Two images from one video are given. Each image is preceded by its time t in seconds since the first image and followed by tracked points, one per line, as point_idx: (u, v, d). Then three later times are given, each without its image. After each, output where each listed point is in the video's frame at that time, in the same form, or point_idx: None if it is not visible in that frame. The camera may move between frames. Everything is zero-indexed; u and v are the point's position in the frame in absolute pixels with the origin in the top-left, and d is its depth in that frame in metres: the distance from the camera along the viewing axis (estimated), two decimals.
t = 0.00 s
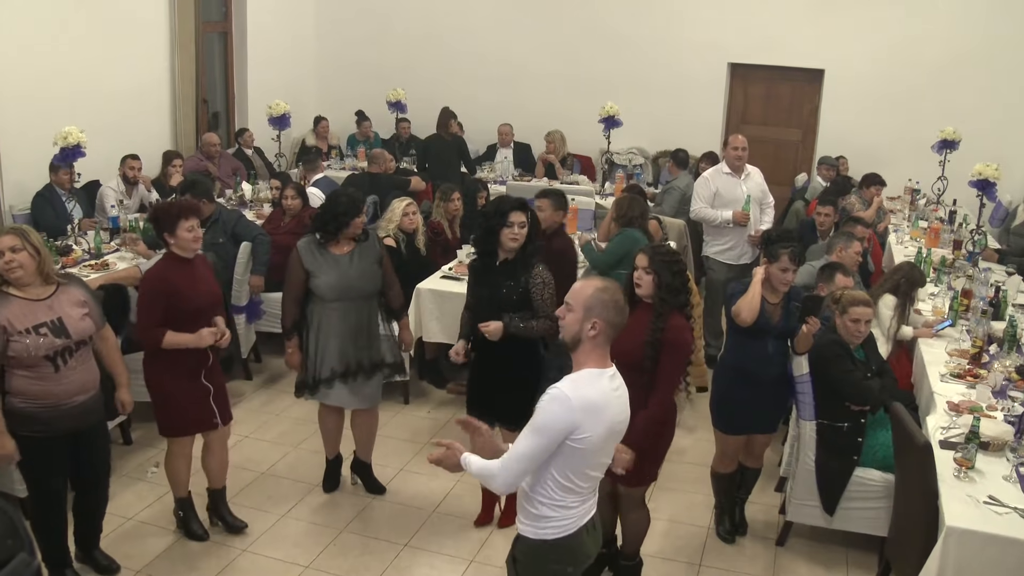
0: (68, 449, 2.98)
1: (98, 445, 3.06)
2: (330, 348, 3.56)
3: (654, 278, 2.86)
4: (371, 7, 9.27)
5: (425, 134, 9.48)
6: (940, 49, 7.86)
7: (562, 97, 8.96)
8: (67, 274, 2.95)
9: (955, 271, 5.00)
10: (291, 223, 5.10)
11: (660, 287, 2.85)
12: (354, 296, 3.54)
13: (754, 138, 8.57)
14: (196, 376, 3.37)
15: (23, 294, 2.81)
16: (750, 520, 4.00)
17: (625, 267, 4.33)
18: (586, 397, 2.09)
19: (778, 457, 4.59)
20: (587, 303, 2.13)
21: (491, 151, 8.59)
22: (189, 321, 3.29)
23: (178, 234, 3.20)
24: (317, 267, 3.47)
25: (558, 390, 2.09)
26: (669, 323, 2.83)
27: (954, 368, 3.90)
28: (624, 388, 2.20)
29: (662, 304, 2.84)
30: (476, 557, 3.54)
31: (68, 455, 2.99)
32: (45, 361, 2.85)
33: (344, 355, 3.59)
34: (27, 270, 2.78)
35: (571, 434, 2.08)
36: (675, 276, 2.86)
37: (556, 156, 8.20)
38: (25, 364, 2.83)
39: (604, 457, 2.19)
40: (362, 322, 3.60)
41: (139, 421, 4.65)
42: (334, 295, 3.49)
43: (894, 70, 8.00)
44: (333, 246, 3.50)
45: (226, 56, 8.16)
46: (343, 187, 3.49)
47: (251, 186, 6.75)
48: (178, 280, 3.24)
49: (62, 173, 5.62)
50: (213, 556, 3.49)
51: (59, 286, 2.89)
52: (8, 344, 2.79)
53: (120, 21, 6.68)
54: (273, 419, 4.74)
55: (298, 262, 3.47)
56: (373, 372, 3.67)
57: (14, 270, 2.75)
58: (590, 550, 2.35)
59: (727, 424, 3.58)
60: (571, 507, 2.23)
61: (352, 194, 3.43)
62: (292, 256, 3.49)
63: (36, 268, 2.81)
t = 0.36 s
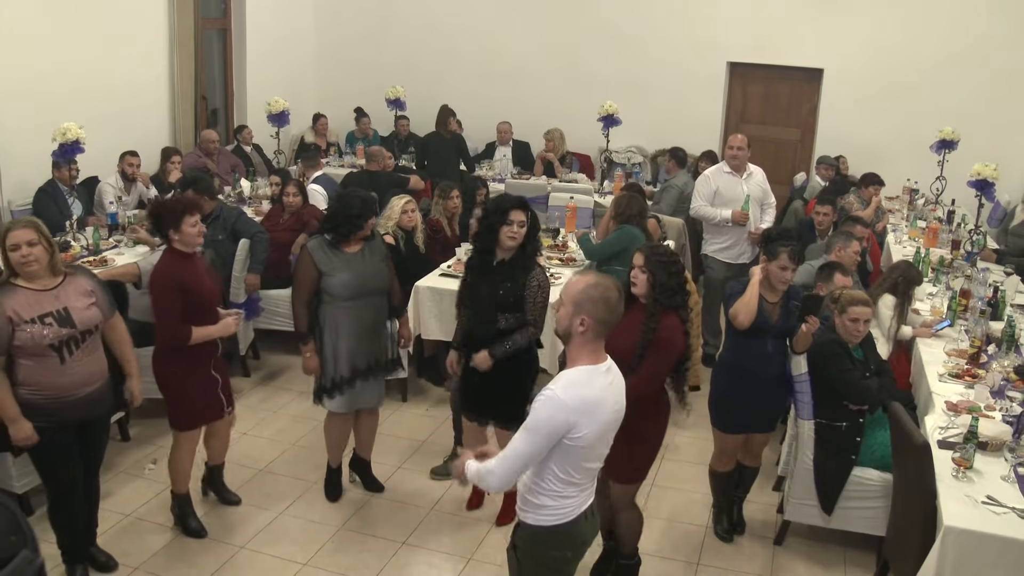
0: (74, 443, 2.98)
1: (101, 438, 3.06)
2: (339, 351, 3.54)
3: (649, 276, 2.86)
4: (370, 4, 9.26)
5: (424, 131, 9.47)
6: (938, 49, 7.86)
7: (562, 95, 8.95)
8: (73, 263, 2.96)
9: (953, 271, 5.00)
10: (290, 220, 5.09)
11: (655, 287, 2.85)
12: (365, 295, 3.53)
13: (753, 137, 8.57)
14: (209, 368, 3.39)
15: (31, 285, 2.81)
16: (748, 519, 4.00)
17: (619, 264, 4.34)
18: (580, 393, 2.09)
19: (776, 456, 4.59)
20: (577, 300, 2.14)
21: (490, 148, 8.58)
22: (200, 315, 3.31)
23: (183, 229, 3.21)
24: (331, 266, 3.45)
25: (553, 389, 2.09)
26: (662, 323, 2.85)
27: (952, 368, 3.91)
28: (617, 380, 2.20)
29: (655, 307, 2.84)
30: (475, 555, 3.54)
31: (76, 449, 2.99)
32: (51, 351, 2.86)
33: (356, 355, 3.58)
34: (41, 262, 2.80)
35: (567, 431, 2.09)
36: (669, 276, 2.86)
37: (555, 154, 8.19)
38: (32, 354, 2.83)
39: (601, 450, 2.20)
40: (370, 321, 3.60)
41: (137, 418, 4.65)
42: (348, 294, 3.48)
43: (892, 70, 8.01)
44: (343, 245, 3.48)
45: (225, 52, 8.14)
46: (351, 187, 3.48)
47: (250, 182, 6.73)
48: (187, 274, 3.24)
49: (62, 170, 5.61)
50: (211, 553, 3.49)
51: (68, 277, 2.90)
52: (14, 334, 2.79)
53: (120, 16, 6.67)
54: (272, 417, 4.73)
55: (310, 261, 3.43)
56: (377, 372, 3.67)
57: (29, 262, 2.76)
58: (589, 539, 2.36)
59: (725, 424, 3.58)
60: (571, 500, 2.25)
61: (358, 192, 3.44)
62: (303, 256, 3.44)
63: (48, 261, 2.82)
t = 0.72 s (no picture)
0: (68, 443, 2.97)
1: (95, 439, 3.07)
2: (336, 356, 3.53)
3: (645, 275, 2.84)
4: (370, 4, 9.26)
5: (424, 131, 9.46)
6: (938, 50, 7.87)
7: (561, 95, 8.95)
8: (69, 263, 2.97)
9: (952, 271, 5.00)
10: (290, 219, 5.09)
11: (651, 284, 2.84)
12: (363, 297, 3.54)
13: (752, 137, 8.56)
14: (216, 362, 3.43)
15: (29, 282, 2.83)
16: (747, 519, 4.00)
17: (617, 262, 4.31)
18: (597, 387, 2.16)
19: (775, 456, 4.59)
20: (563, 305, 2.19)
21: (490, 148, 8.58)
22: (205, 311, 3.34)
23: (188, 226, 3.23)
24: (329, 269, 3.46)
25: (573, 396, 2.13)
26: (660, 321, 2.84)
27: (951, 368, 3.91)
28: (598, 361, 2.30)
29: (652, 303, 2.84)
30: (474, 554, 3.54)
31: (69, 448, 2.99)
32: (48, 347, 2.85)
33: (356, 358, 3.57)
34: (46, 260, 2.82)
35: (604, 427, 2.16)
36: (665, 275, 2.85)
37: (555, 154, 8.19)
38: (29, 351, 2.83)
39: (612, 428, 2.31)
40: (368, 323, 3.60)
41: (136, 417, 4.64)
42: (346, 297, 3.48)
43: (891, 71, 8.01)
44: (340, 248, 3.48)
45: (225, 52, 8.14)
46: (344, 189, 3.48)
47: (249, 181, 6.72)
48: (188, 271, 3.27)
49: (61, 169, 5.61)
50: (211, 552, 3.49)
51: (67, 276, 2.92)
52: (12, 329, 2.79)
53: (120, 14, 6.66)
54: (271, 416, 4.73)
55: (307, 264, 3.43)
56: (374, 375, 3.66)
57: (34, 259, 2.79)
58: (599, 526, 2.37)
59: (724, 424, 3.59)
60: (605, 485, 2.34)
61: (351, 193, 3.45)
62: (299, 259, 3.44)
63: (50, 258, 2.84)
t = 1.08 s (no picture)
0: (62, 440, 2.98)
1: (89, 436, 3.05)
2: (327, 361, 3.54)
3: (646, 275, 2.87)
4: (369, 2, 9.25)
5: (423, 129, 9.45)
6: (936, 49, 7.87)
7: (560, 93, 8.95)
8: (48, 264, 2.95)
9: (951, 270, 5.00)
10: (289, 218, 5.02)
11: (653, 284, 2.88)
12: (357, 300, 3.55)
13: (751, 136, 8.56)
14: (225, 360, 3.41)
15: (20, 283, 2.82)
16: (746, 518, 4.00)
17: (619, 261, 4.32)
18: (606, 379, 2.19)
19: (775, 455, 4.59)
20: (561, 301, 2.20)
21: (489, 147, 8.57)
22: (213, 308, 3.34)
23: (197, 223, 3.23)
24: (322, 274, 3.45)
25: (586, 388, 2.14)
26: (664, 320, 2.87)
27: (951, 367, 3.92)
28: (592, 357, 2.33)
29: (655, 302, 2.88)
30: (474, 553, 3.54)
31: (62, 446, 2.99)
32: (47, 348, 2.86)
33: (348, 361, 3.59)
34: (36, 261, 2.83)
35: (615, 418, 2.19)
36: (667, 275, 2.88)
37: (555, 154, 8.19)
38: (28, 353, 2.83)
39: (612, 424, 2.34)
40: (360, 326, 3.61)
41: (135, 416, 4.64)
42: (341, 301, 3.49)
43: (891, 69, 8.01)
44: (332, 251, 3.48)
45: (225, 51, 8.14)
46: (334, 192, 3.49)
47: (248, 180, 6.72)
48: (196, 267, 3.28)
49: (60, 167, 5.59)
50: (211, 550, 3.49)
51: (53, 277, 2.93)
52: (11, 332, 2.78)
53: (119, 13, 6.66)
54: (271, 414, 4.73)
55: (302, 269, 3.43)
56: (363, 378, 3.67)
57: (27, 260, 2.79)
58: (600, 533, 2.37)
59: (723, 423, 3.59)
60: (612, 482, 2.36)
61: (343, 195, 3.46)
62: (294, 263, 3.43)
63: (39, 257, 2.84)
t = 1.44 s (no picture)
0: (52, 443, 2.99)
1: (77, 438, 3.08)
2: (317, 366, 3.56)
3: (635, 275, 2.86)
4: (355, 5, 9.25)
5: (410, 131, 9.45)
6: (921, 48, 7.91)
7: (547, 95, 8.96)
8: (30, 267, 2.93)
9: (936, 268, 5.02)
10: (275, 221, 4.95)
11: (641, 284, 2.86)
12: (352, 302, 3.57)
13: (737, 136, 8.58)
14: (220, 363, 3.37)
15: (4, 287, 2.80)
16: (733, 517, 4.01)
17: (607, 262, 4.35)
18: (595, 383, 2.21)
19: (762, 454, 4.61)
20: (562, 297, 2.23)
21: (477, 148, 8.57)
22: (208, 310, 3.31)
23: (195, 225, 3.23)
24: (321, 280, 3.45)
25: (574, 388, 2.16)
26: (650, 319, 2.85)
27: (935, 364, 3.94)
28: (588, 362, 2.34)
29: (642, 302, 2.85)
30: (462, 554, 3.55)
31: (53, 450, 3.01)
32: (39, 351, 2.85)
33: (345, 362, 3.63)
34: (19, 264, 2.80)
35: (597, 424, 2.20)
36: (655, 274, 2.87)
37: (542, 155, 8.20)
38: (21, 356, 2.82)
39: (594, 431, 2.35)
40: (353, 327, 3.64)
41: (122, 421, 4.63)
42: (339, 305, 3.51)
43: (876, 67, 8.05)
44: (326, 256, 3.47)
45: (210, 54, 8.14)
46: (318, 196, 3.45)
47: (235, 184, 6.72)
48: (192, 268, 3.27)
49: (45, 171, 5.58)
50: (198, 554, 3.49)
51: (36, 279, 2.91)
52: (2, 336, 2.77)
53: (105, 17, 6.65)
54: (258, 418, 4.73)
55: (302, 277, 3.41)
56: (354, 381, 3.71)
57: (10, 265, 2.77)
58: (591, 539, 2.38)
59: (710, 419, 3.61)
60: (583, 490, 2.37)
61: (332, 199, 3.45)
62: (293, 270, 3.40)
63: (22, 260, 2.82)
